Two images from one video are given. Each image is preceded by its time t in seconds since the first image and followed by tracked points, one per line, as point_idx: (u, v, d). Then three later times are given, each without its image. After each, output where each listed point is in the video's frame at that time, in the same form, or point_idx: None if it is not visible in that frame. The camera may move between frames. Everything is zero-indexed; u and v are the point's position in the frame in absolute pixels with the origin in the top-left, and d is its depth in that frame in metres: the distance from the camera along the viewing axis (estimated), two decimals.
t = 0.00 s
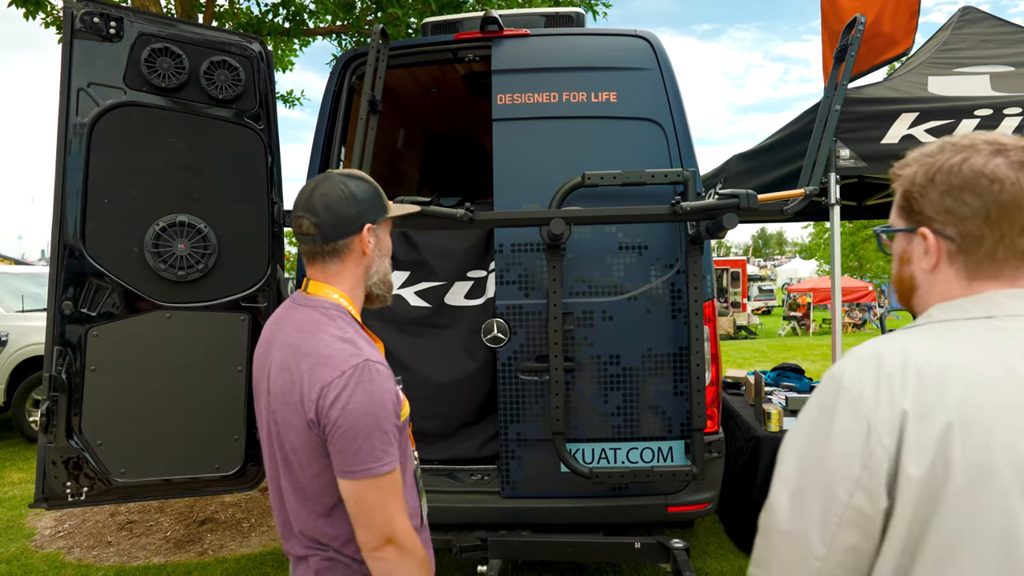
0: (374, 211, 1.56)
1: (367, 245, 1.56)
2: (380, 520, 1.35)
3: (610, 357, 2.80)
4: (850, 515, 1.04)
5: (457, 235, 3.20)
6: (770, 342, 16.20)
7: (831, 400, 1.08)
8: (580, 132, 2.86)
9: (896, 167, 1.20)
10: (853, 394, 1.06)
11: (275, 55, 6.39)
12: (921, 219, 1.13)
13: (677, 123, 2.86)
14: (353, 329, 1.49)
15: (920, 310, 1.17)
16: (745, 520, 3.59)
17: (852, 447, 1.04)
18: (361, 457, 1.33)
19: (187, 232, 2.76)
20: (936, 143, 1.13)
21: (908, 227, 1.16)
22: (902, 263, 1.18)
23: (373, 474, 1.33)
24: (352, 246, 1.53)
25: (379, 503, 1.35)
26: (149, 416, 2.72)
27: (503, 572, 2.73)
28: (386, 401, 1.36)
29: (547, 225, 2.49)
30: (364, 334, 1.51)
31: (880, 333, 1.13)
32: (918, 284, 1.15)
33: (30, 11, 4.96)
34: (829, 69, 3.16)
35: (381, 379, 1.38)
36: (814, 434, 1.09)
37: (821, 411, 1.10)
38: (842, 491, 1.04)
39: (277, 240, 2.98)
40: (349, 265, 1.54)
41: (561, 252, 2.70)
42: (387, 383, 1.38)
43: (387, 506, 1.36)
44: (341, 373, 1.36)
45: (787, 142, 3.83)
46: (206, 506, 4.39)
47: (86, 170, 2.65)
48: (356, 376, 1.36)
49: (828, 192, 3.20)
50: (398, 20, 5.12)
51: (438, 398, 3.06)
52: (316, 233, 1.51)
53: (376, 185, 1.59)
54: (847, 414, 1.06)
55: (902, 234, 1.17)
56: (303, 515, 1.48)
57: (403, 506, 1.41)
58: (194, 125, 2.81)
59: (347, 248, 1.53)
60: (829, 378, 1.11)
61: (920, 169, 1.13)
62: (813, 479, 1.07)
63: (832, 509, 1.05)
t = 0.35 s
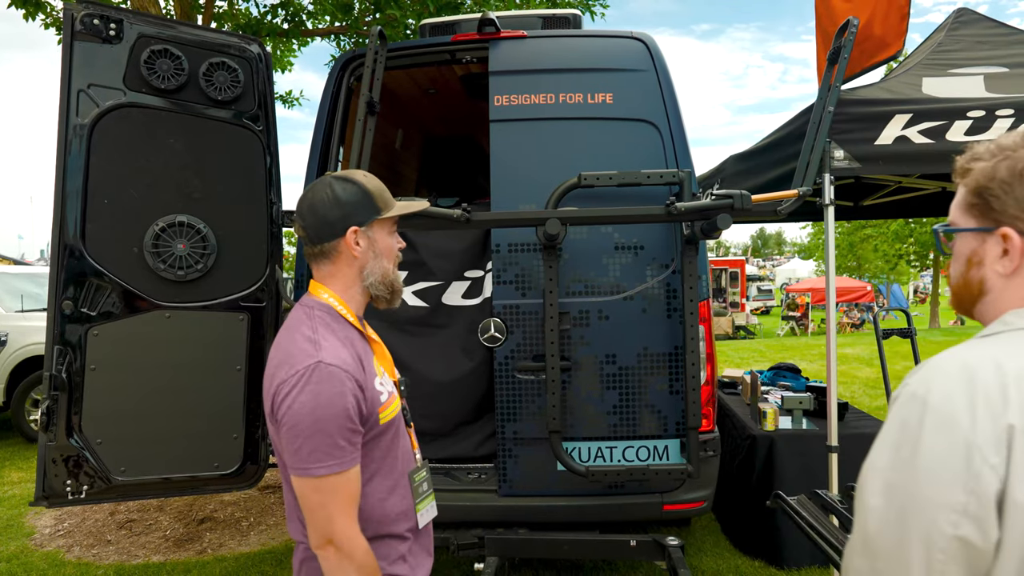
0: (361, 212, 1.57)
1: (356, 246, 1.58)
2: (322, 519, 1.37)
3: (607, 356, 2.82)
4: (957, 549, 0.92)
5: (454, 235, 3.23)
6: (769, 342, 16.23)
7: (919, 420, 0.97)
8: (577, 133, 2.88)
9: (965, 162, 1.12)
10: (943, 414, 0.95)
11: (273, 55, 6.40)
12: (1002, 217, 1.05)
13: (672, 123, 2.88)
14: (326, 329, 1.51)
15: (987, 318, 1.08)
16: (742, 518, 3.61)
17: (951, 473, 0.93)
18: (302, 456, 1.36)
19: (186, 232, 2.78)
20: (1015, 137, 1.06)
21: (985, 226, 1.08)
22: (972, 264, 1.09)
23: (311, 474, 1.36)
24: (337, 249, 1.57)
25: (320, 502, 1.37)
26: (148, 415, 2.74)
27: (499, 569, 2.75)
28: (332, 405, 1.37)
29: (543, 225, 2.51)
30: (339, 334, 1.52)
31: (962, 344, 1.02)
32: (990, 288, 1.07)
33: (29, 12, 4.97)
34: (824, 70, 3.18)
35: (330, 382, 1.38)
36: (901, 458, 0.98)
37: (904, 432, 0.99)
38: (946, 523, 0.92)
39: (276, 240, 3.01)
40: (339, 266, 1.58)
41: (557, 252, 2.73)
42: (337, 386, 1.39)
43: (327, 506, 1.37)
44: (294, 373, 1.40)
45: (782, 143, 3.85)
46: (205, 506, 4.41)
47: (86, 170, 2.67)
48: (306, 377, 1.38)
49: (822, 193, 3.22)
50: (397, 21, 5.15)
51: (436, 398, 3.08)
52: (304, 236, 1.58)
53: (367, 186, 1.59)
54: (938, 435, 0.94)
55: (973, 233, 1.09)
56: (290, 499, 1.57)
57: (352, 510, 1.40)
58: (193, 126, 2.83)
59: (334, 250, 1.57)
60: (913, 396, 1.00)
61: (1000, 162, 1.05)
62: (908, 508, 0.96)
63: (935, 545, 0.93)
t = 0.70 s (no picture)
0: (364, 212, 1.59)
1: (361, 245, 1.60)
2: (306, 510, 1.40)
3: (605, 356, 2.83)
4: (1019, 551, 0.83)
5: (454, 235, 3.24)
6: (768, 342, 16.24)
7: (968, 415, 0.90)
8: (575, 134, 2.89)
9: (994, 150, 1.06)
10: (995, 409, 0.87)
11: (273, 56, 6.41)
12: None
13: (670, 124, 2.89)
14: (332, 325, 1.53)
15: (1008, 316, 1.06)
16: (740, 517, 3.63)
17: (1008, 466, 0.85)
18: (293, 446, 1.39)
19: (186, 233, 2.79)
20: None
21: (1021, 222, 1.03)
22: (1002, 262, 1.05)
23: (300, 465, 1.39)
24: (342, 248, 1.60)
25: (306, 493, 1.40)
26: (149, 415, 2.75)
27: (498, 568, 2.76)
28: (325, 399, 1.39)
29: (542, 226, 2.52)
30: (344, 331, 1.54)
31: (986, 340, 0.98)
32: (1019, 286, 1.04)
33: (29, 13, 4.98)
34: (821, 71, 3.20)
35: (325, 377, 1.40)
36: (949, 455, 0.90)
37: (948, 428, 0.91)
38: (1008, 521, 0.84)
39: (275, 240, 3.02)
40: (347, 265, 1.62)
41: (555, 252, 2.74)
42: (332, 382, 1.40)
43: (312, 498, 1.39)
44: (293, 365, 1.43)
45: (780, 143, 3.86)
46: (205, 505, 4.42)
47: (87, 171, 2.68)
48: (303, 370, 1.41)
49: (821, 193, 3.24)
50: (396, 22, 5.15)
51: (436, 397, 3.10)
52: (313, 236, 1.64)
53: (371, 187, 1.62)
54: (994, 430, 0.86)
55: (1004, 228, 1.05)
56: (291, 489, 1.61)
57: (338, 505, 1.42)
58: (193, 126, 2.84)
59: (341, 249, 1.60)
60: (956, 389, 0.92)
61: None
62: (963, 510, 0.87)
63: (995, 543, 0.84)
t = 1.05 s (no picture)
0: (368, 212, 1.60)
1: (363, 244, 1.60)
2: (310, 503, 1.39)
3: (604, 357, 2.84)
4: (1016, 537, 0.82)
5: (453, 235, 3.24)
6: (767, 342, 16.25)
7: (955, 407, 0.91)
8: (575, 135, 2.90)
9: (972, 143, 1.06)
10: (980, 400, 0.89)
11: (272, 56, 6.41)
12: (989, 210, 1.02)
13: (670, 125, 2.89)
14: (336, 320, 1.55)
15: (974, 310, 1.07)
16: (739, 517, 3.63)
17: (998, 451, 0.86)
18: (297, 436, 1.39)
19: (186, 233, 2.79)
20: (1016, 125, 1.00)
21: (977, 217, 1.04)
22: (962, 255, 1.06)
23: (303, 456, 1.39)
24: (345, 246, 1.61)
25: (310, 486, 1.39)
26: (148, 415, 2.75)
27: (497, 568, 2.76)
28: (329, 390, 1.39)
29: (542, 226, 2.53)
30: (348, 326, 1.55)
31: (961, 340, 1.01)
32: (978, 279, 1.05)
33: (28, 13, 4.98)
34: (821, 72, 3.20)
35: (330, 368, 1.41)
36: (938, 444, 0.91)
37: (936, 420, 0.93)
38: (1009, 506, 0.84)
39: (275, 241, 3.02)
40: (349, 263, 1.62)
41: (555, 253, 2.74)
42: (336, 373, 1.41)
43: (316, 491, 1.39)
44: (298, 357, 1.44)
45: (780, 144, 3.87)
46: (204, 505, 4.42)
47: (86, 172, 2.68)
48: (307, 361, 1.42)
49: (820, 194, 3.24)
50: (396, 22, 5.16)
51: (436, 397, 3.10)
52: (320, 233, 1.66)
53: (378, 188, 1.62)
54: (981, 419, 0.88)
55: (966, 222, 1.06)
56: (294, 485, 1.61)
57: (342, 497, 1.42)
58: (192, 127, 2.83)
59: (343, 246, 1.62)
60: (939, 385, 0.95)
61: (994, 151, 1.00)
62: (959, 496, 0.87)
63: (1000, 528, 0.84)
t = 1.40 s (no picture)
0: (365, 208, 1.58)
1: (360, 241, 1.58)
2: (320, 502, 1.37)
3: (604, 357, 2.81)
4: (912, 526, 0.82)
5: (452, 234, 3.21)
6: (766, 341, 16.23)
7: (900, 395, 0.87)
8: (574, 133, 2.87)
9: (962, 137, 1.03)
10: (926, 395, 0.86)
11: (270, 54, 6.38)
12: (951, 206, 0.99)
13: (670, 123, 2.87)
14: (342, 317, 1.52)
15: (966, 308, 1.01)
16: (739, 519, 3.61)
17: (927, 442, 0.83)
18: (308, 434, 1.36)
19: (182, 232, 2.76)
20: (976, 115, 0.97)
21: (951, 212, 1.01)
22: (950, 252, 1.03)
23: (314, 454, 1.36)
24: (342, 242, 1.60)
25: (320, 484, 1.37)
26: (144, 416, 2.72)
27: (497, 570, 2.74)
28: (341, 386, 1.37)
29: (541, 225, 2.50)
30: (354, 323, 1.53)
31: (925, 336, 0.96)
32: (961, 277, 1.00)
33: (23, 10, 4.96)
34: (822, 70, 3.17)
35: (340, 364, 1.39)
36: (870, 429, 0.87)
37: (878, 405, 0.88)
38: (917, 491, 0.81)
39: (271, 240, 2.99)
40: (346, 259, 1.60)
41: (555, 252, 2.72)
42: (347, 369, 1.39)
43: (326, 489, 1.36)
44: (306, 353, 1.41)
45: (781, 142, 3.84)
46: (201, 507, 4.39)
47: (80, 170, 2.65)
48: (317, 357, 1.39)
49: (822, 192, 3.21)
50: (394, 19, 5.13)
51: (435, 398, 3.08)
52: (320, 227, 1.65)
53: (377, 184, 1.60)
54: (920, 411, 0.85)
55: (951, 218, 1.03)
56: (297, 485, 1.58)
57: (353, 496, 1.39)
58: (188, 125, 2.80)
59: (341, 242, 1.60)
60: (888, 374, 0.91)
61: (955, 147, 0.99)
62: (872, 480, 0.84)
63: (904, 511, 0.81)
